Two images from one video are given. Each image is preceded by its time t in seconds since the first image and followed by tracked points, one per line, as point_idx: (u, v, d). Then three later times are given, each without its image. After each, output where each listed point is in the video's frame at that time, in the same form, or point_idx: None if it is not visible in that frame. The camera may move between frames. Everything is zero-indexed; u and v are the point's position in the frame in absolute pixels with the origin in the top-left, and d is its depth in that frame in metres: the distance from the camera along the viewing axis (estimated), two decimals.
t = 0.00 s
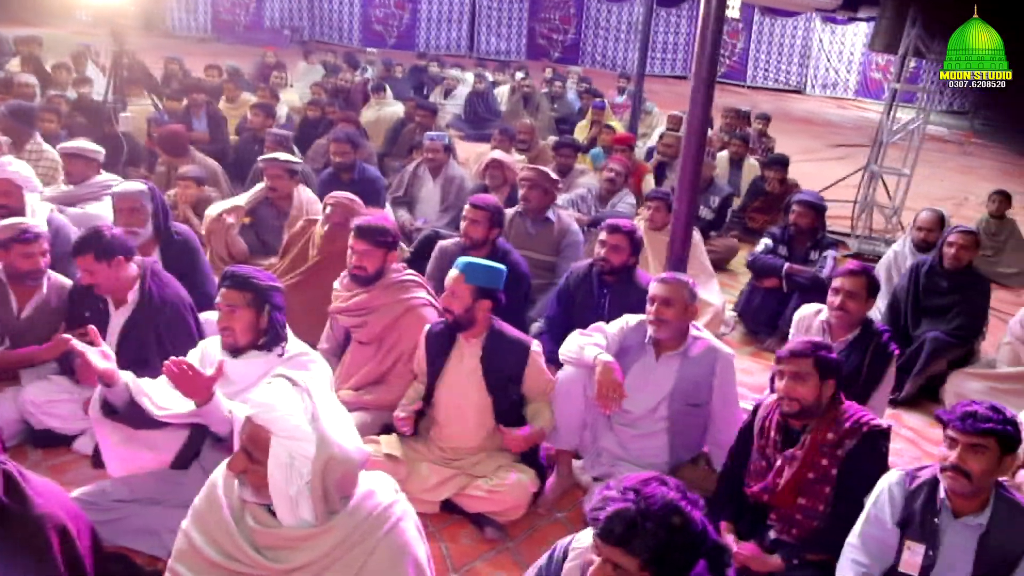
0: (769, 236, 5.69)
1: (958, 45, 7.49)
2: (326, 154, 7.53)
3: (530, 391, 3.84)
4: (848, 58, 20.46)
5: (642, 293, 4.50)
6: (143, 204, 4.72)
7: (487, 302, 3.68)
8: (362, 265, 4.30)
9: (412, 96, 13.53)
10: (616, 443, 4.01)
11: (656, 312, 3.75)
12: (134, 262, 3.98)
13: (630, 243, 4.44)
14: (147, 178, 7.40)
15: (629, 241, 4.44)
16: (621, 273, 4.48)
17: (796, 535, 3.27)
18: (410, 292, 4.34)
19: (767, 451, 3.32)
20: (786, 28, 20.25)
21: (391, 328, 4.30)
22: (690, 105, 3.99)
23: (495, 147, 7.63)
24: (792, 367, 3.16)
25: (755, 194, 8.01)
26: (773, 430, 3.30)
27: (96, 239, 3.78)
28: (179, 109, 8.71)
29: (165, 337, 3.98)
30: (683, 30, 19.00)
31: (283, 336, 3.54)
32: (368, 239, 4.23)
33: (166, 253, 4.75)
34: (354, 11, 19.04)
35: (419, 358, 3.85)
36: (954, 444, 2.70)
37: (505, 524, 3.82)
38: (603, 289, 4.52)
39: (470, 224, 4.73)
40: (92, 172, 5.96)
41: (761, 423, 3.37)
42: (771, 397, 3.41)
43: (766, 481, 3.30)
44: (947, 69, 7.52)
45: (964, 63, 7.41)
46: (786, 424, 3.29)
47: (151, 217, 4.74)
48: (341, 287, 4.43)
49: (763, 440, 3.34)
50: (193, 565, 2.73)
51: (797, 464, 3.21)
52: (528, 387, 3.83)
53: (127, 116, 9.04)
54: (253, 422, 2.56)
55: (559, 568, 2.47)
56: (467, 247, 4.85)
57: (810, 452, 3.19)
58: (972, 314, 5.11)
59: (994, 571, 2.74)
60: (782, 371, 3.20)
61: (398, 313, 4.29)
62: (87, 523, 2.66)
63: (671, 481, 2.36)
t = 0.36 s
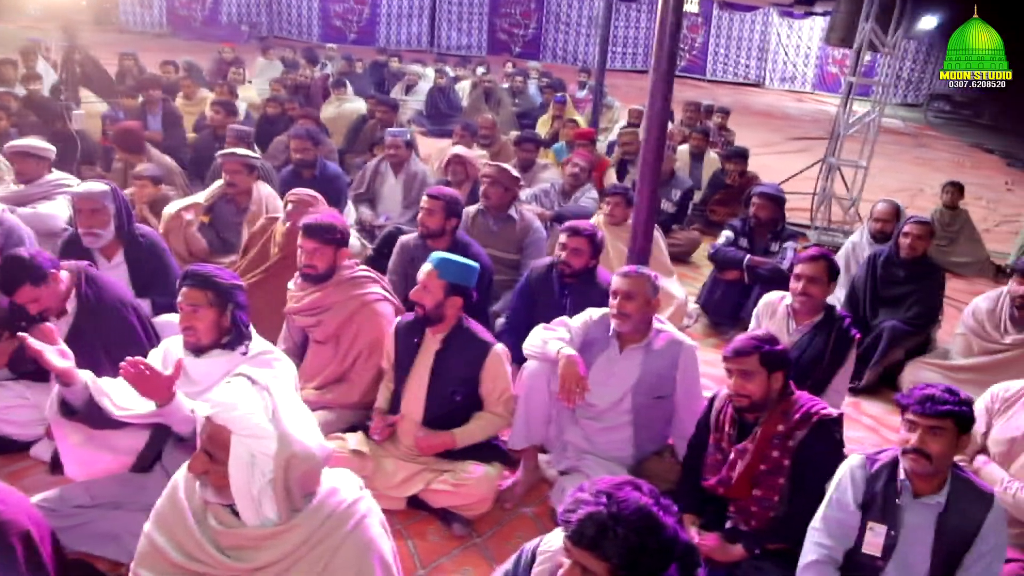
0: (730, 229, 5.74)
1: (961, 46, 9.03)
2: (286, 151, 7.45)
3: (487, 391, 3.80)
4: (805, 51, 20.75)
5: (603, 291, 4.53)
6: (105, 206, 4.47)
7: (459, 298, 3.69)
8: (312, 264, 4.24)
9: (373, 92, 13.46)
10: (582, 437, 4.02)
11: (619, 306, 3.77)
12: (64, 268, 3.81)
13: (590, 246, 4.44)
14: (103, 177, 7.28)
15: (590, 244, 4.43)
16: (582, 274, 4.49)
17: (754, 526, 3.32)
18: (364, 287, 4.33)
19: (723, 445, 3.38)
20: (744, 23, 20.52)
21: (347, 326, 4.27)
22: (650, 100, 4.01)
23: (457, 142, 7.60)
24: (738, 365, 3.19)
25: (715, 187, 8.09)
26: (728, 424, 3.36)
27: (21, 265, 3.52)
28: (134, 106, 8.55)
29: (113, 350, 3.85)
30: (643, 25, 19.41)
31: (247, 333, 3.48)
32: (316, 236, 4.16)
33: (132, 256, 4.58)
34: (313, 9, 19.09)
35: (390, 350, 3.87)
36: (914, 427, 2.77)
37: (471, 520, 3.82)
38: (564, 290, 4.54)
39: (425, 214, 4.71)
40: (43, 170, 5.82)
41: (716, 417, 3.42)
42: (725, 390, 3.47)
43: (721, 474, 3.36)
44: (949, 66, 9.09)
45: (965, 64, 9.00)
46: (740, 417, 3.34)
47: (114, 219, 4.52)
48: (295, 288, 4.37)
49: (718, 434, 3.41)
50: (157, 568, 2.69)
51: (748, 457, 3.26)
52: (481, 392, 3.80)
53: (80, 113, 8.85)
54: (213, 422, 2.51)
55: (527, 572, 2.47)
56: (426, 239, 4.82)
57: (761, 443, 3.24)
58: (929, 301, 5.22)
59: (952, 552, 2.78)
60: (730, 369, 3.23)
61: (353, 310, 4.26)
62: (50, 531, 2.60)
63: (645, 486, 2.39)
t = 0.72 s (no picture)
0: (700, 224, 5.79)
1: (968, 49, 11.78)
2: (254, 151, 7.38)
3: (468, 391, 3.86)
4: (771, 48, 20.94)
5: (574, 289, 4.53)
6: (72, 210, 4.36)
7: (441, 308, 3.69)
8: (282, 265, 4.20)
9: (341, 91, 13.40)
10: (555, 434, 4.02)
11: (590, 303, 3.76)
12: (23, 275, 3.71)
13: (561, 246, 4.40)
14: (68, 178, 7.17)
15: (561, 244, 4.39)
16: (553, 274, 4.48)
17: (733, 522, 3.32)
18: (336, 288, 4.30)
19: (716, 443, 3.39)
20: (711, 20, 20.72)
21: (319, 327, 4.24)
22: (619, 96, 3.99)
23: (428, 141, 7.56)
24: (750, 364, 3.19)
25: (685, 183, 8.13)
26: (724, 422, 3.37)
27: None
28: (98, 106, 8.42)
29: (75, 352, 3.80)
30: (612, 22, 19.80)
31: (221, 333, 3.45)
32: (285, 237, 4.11)
33: (99, 261, 4.50)
34: (280, 6, 19.31)
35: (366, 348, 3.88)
36: (875, 432, 2.82)
37: (445, 519, 3.81)
38: (534, 291, 4.55)
39: (393, 210, 4.65)
40: (6, 173, 5.71)
41: (711, 414, 3.43)
42: (721, 388, 3.49)
43: (713, 472, 3.36)
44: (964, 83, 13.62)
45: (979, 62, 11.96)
46: (737, 417, 3.36)
47: (82, 223, 4.41)
48: (267, 289, 4.34)
49: (712, 431, 3.41)
50: None
51: (746, 460, 3.25)
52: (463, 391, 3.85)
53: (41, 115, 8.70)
54: (178, 431, 2.48)
55: (502, 566, 2.47)
56: (396, 237, 4.82)
57: (760, 447, 3.24)
58: (897, 293, 5.28)
59: (919, 548, 2.85)
60: (740, 368, 3.23)
61: (326, 310, 4.24)
62: (16, 539, 2.56)
63: (614, 475, 2.39)
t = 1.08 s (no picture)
0: (673, 221, 5.85)
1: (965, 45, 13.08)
2: (225, 151, 7.32)
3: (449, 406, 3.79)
4: (743, 45, 20.98)
5: (549, 283, 4.56)
6: (36, 213, 4.30)
7: (435, 327, 3.61)
8: (260, 266, 4.13)
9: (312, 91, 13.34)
10: (532, 432, 4.02)
11: (565, 301, 3.77)
12: None
13: (536, 238, 4.44)
14: (35, 181, 7.06)
15: (535, 235, 4.43)
16: (528, 267, 4.50)
17: (714, 517, 3.35)
18: (315, 289, 4.26)
19: (702, 437, 3.39)
20: (682, 17, 20.87)
21: (298, 328, 4.21)
22: (591, 94, 4.00)
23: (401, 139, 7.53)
24: (747, 359, 3.20)
25: (658, 179, 8.17)
26: (711, 418, 3.37)
27: None
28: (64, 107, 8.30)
29: (46, 354, 3.67)
30: (584, 20, 20.04)
31: (196, 335, 3.40)
32: (264, 239, 4.06)
33: (64, 265, 4.39)
34: (249, 5, 19.27)
35: (346, 361, 3.75)
36: (841, 440, 2.84)
37: (423, 521, 3.78)
38: (510, 282, 4.54)
39: (375, 208, 4.64)
40: None
41: (698, 408, 3.43)
42: (708, 383, 3.50)
43: (698, 467, 3.36)
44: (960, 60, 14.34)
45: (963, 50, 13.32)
46: (724, 412, 3.36)
47: (46, 226, 4.34)
48: (245, 289, 4.31)
49: (697, 425, 3.41)
50: None
51: (734, 456, 3.26)
52: (447, 404, 3.79)
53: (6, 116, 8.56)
54: (150, 434, 2.45)
55: (476, 563, 2.47)
56: (376, 234, 4.79)
57: (748, 444, 3.25)
58: (868, 287, 5.34)
59: (888, 548, 2.91)
60: (735, 362, 3.23)
61: (304, 312, 4.20)
62: None
63: (580, 463, 2.41)
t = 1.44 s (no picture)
0: (644, 218, 5.83)
1: (965, 45, 13.36)
2: (192, 150, 7.25)
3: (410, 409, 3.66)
4: (709, 41, 21.55)
5: (520, 277, 4.56)
6: None
7: (374, 342, 3.46)
8: (221, 266, 4.10)
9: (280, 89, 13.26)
10: (505, 429, 4.03)
11: (536, 298, 3.77)
12: None
13: (505, 229, 4.43)
14: None
15: (505, 227, 4.43)
16: (498, 258, 4.51)
17: (679, 508, 3.40)
18: (286, 290, 4.21)
19: (657, 427, 3.42)
20: (649, 15, 21.04)
21: (268, 328, 4.17)
22: (560, 91, 4.00)
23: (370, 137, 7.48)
24: (688, 343, 3.20)
25: (627, 176, 8.20)
26: (663, 407, 3.39)
27: None
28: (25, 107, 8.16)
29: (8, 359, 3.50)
30: (552, 17, 20.21)
31: (162, 339, 3.36)
32: (227, 239, 4.02)
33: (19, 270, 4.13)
34: (215, 3, 19.14)
35: (296, 386, 3.58)
36: (812, 433, 2.87)
37: (398, 522, 3.77)
38: (481, 276, 4.54)
39: (354, 208, 4.60)
40: None
41: (652, 400, 3.45)
42: (660, 374, 3.51)
43: (654, 456, 3.40)
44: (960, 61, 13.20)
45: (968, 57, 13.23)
46: (675, 399, 3.38)
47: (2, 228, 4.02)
48: (213, 290, 4.25)
49: (652, 417, 3.44)
50: None
51: (685, 441, 3.29)
52: (406, 412, 3.68)
53: None
54: (120, 435, 2.42)
55: (449, 562, 2.47)
56: (351, 233, 4.74)
57: (698, 427, 3.28)
58: (835, 281, 5.40)
59: (859, 540, 2.94)
60: (677, 347, 3.23)
61: (274, 313, 4.15)
62: None
63: (549, 460, 2.41)
